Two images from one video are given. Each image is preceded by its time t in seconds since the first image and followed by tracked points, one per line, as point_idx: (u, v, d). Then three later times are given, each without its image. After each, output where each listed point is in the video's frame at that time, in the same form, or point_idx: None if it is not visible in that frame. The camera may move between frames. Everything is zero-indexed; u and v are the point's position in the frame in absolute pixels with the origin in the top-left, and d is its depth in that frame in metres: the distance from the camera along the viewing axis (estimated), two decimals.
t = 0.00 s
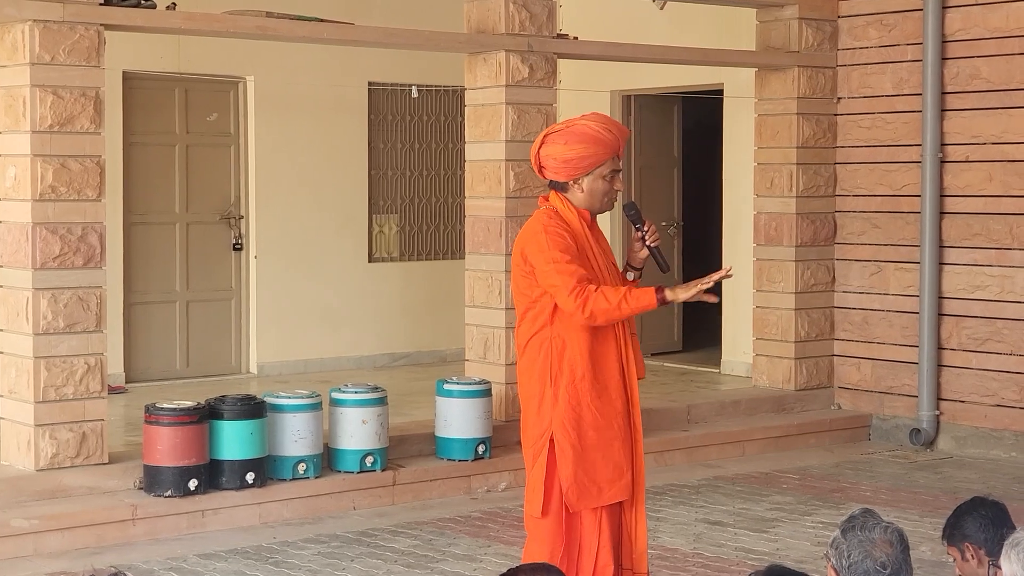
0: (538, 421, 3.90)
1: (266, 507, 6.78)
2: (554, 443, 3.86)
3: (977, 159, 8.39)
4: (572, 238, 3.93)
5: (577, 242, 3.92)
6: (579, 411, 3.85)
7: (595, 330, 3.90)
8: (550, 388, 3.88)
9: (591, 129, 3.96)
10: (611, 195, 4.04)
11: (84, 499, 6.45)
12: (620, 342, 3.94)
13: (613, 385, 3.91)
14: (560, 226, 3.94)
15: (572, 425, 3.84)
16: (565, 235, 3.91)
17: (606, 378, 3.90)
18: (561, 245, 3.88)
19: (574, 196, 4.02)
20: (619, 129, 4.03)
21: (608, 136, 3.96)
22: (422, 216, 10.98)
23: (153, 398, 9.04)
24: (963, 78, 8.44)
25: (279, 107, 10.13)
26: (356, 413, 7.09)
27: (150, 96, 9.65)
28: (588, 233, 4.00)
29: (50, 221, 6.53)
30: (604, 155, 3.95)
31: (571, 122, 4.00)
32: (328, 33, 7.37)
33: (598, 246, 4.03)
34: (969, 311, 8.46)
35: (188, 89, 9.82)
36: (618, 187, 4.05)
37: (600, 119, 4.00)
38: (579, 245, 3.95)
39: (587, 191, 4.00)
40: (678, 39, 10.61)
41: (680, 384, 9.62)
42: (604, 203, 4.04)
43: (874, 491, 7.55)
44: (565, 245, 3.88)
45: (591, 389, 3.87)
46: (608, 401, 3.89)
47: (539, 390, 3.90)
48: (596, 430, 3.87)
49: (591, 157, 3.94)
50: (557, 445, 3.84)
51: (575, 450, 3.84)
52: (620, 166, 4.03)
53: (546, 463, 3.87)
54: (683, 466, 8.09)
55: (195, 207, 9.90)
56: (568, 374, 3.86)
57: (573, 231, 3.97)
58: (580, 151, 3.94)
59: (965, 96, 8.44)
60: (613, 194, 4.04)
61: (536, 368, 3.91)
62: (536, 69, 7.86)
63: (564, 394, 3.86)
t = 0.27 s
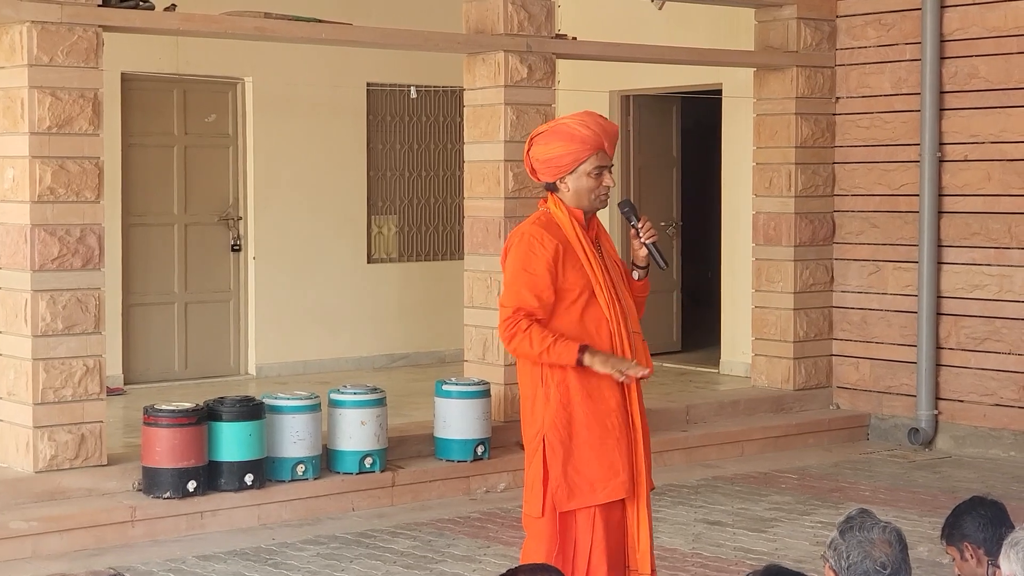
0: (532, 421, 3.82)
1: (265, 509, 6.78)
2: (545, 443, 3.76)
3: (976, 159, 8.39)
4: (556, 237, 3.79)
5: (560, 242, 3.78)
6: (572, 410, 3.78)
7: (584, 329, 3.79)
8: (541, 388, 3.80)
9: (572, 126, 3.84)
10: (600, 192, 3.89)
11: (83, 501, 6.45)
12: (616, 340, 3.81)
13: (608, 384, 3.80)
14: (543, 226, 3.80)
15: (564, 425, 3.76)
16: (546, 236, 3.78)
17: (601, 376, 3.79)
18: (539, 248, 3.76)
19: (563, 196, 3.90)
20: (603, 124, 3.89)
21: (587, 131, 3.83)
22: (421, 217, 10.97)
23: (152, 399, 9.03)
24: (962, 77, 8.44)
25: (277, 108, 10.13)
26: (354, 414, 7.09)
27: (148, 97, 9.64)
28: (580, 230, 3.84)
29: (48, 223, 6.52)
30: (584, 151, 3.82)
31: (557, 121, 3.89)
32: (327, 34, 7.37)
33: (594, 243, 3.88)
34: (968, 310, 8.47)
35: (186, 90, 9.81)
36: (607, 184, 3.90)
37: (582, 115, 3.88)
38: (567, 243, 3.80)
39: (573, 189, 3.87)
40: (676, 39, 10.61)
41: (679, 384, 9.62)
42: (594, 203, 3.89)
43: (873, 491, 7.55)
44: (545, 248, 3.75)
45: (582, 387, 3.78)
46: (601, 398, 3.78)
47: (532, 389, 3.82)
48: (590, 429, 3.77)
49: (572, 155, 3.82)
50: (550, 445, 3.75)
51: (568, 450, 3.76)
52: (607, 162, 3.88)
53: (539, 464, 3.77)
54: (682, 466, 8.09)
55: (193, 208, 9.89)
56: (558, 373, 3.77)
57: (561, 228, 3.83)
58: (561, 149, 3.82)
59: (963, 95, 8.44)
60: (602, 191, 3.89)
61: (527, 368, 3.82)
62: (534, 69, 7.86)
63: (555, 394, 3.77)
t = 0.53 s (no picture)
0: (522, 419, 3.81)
1: (265, 508, 6.78)
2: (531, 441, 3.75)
3: (975, 158, 8.40)
4: (538, 241, 3.80)
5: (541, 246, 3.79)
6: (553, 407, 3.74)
7: (566, 331, 3.76)
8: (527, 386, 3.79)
9: (559, 129, 3.81)
10: (584, 196, 3.82)
11: (83, 500, 6.46)
12: (601, 339, 3.77)
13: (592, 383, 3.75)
14: (527, 228, 3.82)
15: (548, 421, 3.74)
16: (526, 241, 3.79)
17: (584, 376, 3.74)
18: (517, 252, 3.78)
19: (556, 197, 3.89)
20: (596, 127, 3.82)
21: (570, 135, 3.78)
22: (420, 216, 10.99)
23: (152, 399, 9.04)
24: (961, 76, 8.45)
25: (277, 108, 10.14)
26: (355, 413, 7.09)
27: (148, 96, 9.64)
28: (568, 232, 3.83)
29: (48, 223, 6.53)
30: (565, 155, 3.78)
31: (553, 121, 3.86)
32: (326, 34, 7.37)
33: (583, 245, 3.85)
34: (968, 309, 8.47)
35: (186, 90, 9.82)
36: (593, 188, 3.82)
37: (576, 118, 3.84)
38: (551, 245, 3.80)
39: (560, 192, 3.85)
40: (675, 38, 10.61)
41: (678, 383, 9.62)
42: (582, 207, 3.85)
43: (873, 490, 7.56)
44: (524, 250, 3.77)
45: (563, 385, 3.74)
46: (583, 395, 3.73)
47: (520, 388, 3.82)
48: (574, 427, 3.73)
49: (554, 159, 3.80)
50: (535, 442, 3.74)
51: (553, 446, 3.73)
52: (594, 166, 3.80)
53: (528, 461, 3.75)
54: (682, 465, 8.10)
55: (193, 208, 9.90)
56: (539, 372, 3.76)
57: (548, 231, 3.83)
58: (546, 153, 3.82)
59: (962, 94, 8.45)
60: (586, 196, 3.82)
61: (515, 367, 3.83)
62: (534, 69, 7.86)
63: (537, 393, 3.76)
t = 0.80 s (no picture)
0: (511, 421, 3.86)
1: (265, 511, 6.78)
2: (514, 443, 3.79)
3: (974, 159, 8.40)
4: (529, 244, 3.84)
5: (530, 249, 3.83)
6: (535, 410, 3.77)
7: (550, 334, 3.79)
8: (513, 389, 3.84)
9: (553, 134, 3.81)
10: (574, 202, 3.83)
11: (83, 503, 6.46)
12: (583, 344, 3.78)
13: (571, 386, 3.76)
14: (520, 231, 3.86)
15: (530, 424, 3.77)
16: (515, 245, 3.83)
17: (563, 379, 3.76)
18: (507, 254, 3.83)
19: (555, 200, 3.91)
20: (589, 135, 3.78)
21: (560, 143, 3.78)
22: (420, 218, 10.99)
23: (152, 402, 9.04)
24: (960, 77, 8.45)
25: (276, 110, 10.14)
26: (354, 416, 7.09)
27: (147, 99, 9.65)
28: (559, 237, 3.85)
29: (48, 226, 6.53)
30: (556, 162, 3.79)
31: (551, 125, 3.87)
32: (325, 37, 7.37)
33: (574, 250, 3.86)
34: (967, 310, 8.48)
35: (185, 92, 9.82)
36: (583, 195, 3.82)
37: (573, 122, 3.82)
38: (541, 249, 3.84)
39: (556, 196, 3.86)
40: (674, 41, 10.62)
41: (677, 384, 9.63)
42: (577, 212, 3.85)
43: (872, 491, 7.56)
44: (513, 253, 3.82)
45: (543, 388, 3.76)
46: (562, 399, 3.75)
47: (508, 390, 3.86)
48: (553, 428, 3.75)
49: (546, 164, 3.81)
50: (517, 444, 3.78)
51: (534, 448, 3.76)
52: (584, 175, 3.79)
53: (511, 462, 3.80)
54: (682, 466, 8.10)
55: (192, 210, 9.90)
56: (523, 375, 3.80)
57: (539, 234, 3.86)
58: (540, 157, 3.83)
59: (961, 96, 8.46)
60: (576, 202, 3.83)
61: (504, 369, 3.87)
62: (533, 71, 7.87)
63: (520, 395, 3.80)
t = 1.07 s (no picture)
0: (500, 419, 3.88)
1: (262, 512, 6.79)
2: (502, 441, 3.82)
3: (971, 159, 8.41)
4: (523, 244, 3.85)
5: (523, 249, 3.84)
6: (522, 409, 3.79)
7: (539, 336, 3.81)
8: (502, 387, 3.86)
9: (545, 133, 3.82)
10: (566, 202, 3.82)
11: (81, 505, 6.47)
12: (570, 346, 3.79)
13: (557, 388, 3.77)
14: (514, 231, 3.87)
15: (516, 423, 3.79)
16: (509, 244, 3.85)
17: (548, 381, 3.77)
18: (500, 253, 3.85)
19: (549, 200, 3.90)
20: (580, 133, 3.78)
21: (552, 142, 3.78)
22: (417, 220, 11.01)
23: (150, 403, 9.04)
24: (956, 77, 8.46)
25: (274, 112, 10.15)
26: (352, 417, 7.10)
27: (145, 101, 9.66)
28: (551, 238, 3.85)
29: (45, 228, 6.54)
30: (547, 161, 3.79)
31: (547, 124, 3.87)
32: (321, 38, 7.37)
33: (567, 251, 3.86)
34: (964, 310, 8.48)
35: (182, 95, 9.83)
36: (574, 194, 3.81)
37: (565, 122, 3.82)
38: (534, 249, 3.85)
39: (549, 195, 3.85)
40: (671, 42, 10.63)
41: (675, 385, 9.63)
42: (569, 211, 3.83)
43: (870, 491, 7.56)
44: (506, 253, 3.84)
45: (529, 389, 3.77)
46: (548, 400, 3.76)
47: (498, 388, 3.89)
48: (537, 430, 3.76)
49: (539, 163, 3.81)
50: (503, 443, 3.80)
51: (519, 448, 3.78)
52: (576, 173, 3.78)
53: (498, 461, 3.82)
54: (679, 467, 8.11)
55: (190, 212, 9.91)
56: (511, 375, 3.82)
57: (533, 235, 3.87)
58: (534, 156, 3.83)
59: (957, 96, 8.46)
60: (568, 202, 3.82)
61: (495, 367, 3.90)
62: (530, 72, 7.88)
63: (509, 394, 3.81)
